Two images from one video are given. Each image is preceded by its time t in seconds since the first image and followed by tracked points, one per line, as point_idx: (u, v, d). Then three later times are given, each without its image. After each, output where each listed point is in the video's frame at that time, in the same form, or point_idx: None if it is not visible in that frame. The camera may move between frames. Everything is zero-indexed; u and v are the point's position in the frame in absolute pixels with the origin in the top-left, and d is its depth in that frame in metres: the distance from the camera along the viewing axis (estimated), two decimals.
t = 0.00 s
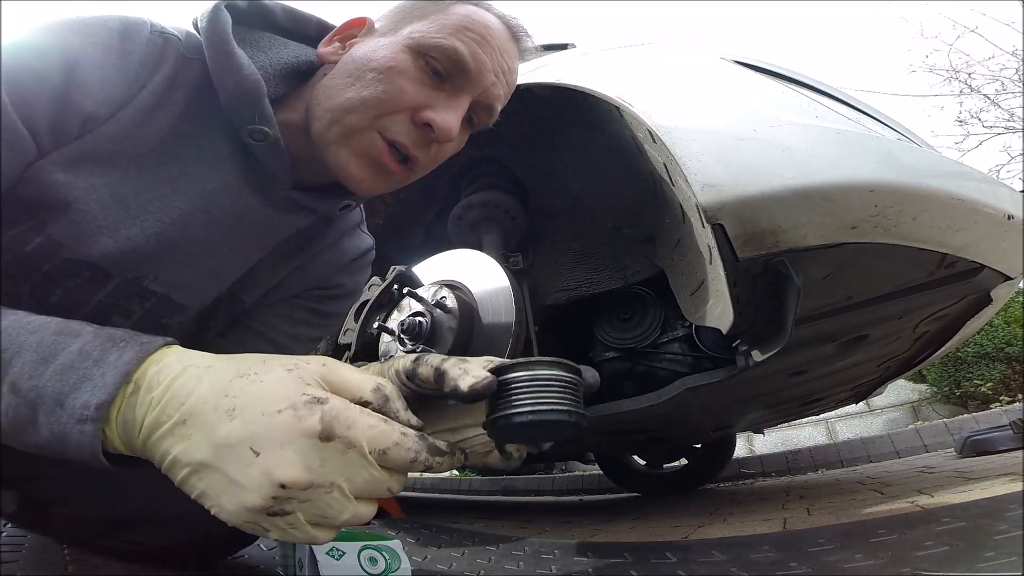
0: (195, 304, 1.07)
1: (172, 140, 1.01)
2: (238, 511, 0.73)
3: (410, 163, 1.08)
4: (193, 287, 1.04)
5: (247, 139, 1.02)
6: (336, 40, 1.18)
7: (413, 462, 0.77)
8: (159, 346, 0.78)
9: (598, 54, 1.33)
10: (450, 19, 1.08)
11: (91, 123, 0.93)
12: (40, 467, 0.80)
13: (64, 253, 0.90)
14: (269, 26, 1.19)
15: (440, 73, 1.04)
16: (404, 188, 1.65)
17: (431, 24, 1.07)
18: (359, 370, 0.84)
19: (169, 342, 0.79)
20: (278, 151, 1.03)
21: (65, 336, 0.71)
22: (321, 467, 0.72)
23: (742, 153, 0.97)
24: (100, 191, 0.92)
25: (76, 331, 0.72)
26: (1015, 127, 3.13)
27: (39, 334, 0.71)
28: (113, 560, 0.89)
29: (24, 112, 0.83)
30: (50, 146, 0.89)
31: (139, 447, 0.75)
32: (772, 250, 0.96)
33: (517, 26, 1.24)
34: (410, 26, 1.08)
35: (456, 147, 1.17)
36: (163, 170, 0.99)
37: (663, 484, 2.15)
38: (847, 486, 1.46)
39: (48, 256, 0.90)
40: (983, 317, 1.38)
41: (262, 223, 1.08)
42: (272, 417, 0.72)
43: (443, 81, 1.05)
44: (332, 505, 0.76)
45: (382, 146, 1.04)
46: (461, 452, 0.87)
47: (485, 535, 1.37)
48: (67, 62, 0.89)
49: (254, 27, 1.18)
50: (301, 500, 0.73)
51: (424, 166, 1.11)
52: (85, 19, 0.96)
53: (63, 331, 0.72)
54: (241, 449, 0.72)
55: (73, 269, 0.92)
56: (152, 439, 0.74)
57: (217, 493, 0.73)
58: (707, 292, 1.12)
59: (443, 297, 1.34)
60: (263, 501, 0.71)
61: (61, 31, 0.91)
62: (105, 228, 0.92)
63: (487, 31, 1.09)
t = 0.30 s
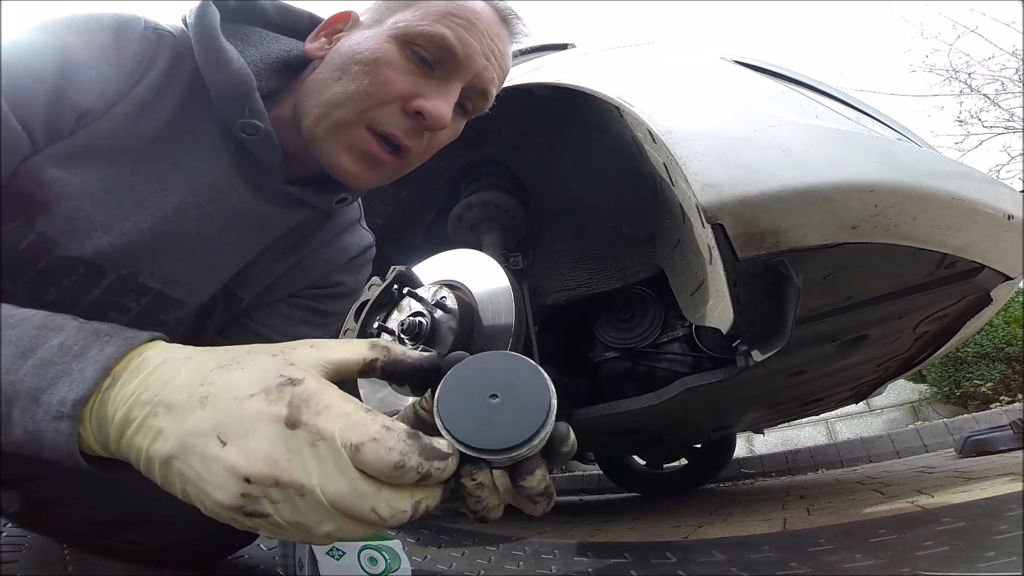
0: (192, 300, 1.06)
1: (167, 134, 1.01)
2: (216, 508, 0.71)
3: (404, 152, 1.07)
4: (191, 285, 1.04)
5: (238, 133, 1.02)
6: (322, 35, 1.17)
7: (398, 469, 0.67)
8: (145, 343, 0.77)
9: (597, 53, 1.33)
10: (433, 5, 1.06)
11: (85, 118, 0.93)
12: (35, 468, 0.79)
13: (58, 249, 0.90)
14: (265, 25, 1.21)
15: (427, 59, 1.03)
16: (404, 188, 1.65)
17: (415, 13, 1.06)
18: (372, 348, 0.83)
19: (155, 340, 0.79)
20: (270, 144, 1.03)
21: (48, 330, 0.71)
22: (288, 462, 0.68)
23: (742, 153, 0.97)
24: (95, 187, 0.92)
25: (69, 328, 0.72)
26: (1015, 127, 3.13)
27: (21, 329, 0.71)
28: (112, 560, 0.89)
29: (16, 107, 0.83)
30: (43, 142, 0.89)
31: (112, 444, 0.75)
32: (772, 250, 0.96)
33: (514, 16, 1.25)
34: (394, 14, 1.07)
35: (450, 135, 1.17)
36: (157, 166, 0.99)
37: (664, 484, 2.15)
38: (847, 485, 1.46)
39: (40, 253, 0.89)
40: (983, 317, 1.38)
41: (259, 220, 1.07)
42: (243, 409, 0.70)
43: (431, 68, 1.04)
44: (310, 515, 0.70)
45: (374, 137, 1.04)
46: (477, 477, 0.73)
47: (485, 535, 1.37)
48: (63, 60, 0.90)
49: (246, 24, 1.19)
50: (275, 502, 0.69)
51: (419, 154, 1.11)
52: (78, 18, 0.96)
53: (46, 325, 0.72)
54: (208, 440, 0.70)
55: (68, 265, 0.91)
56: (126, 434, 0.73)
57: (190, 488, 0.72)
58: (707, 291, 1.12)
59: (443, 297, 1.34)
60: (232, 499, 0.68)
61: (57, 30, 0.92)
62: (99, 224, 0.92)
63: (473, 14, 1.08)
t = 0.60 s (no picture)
0: (192, 301, 1.06)
1: (170, 135, 1.00)
2: (196, 485, 0.60)
3: (402, 156, 1.07)
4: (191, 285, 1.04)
5: (244, 136, 1.02)
6: (331, 38, 1.17)
7: (414, 371, 0.64)
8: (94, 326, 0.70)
9: (598, 54, 1.33)
10: (439, 12, 1.07)
11: (86, 119, 0.93)
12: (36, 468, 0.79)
13: (59, 252, 0.90)
14: (267, 25, 1.21)
15: (429, 64, 1.03)
16: (404, 188, 1.65)
17: (420, 18, 1.06)
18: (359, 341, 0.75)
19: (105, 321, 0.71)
20: (274, 147, 1.03)
21: None
22: (285, 399, 0.58)
23: (742, 153, 0.97)
24: (96, 188, 0.92)
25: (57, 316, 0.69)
26: (1015, 127, 3.13)
27: None
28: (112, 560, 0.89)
29: (18, 108, 0.83)
30: (45, 142, 0.89)
31: (45, 436, 0.65)
32: (772, 249, 0.96)
33: (516, 21, 1.25)
34: (400, 20, 1.08)
35: (450, 139, 1.17)
36: (159, 166, 0.99)
37: (663, 484, 2.15)
38: (847, 485, 1.46)
39: (43, 255, 0.89)
40: (983, 317, 1.38)
41: (258, 220, 1.07)
42: (219, 353, 0.60)
43: (433, 73, 1.04)
44: (322, 475, 0.60)
45: (372, 140, 1.04)
46: (479, 406, 0.70)
47: (485, 535, 1.37)
48: (64, 59, 0.89)
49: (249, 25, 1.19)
50: (275, 461, 0.59)
51: (417, 158, 1.10)
52: (81, 19, 0.96)
53: None
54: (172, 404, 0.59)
55: (69, 268, 0.91)
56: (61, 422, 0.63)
57: (153, 473, 0.61)
58: (707, 292, 1.12)
59: (443, 297, 1.35)
60: (223, 467, 0.58)
61: (60, 31, 0.91)
62: (102, 226, 0.92)
63: (477, 22, 1.08)
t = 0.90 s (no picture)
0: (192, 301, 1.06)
1: (169, 135, 1.00)
2: (138, 425, 0.56)
3: (399, 156, 1.06)
4: (191, 285, 1.04)
5: (243, 137, 1.02)
6: (331, 38, 1.18)
7: (387, 331, 0.65)
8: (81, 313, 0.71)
9: (598, 53, 1.33)
10: (440, 14, 1.07)
11: (86, 119, 0.92)
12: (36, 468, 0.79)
13: (58, 252, 0.90)
14: (267, 25, 1.20)
15: (428, 65, 1.03)
16: (404, 188, 1.65)
17: (421, 20, 1.06)
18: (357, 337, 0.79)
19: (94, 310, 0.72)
20: (273, 147, 1.03)
21: None
22: (253, 312, 0.58)
23: (743, 153, 0.97)
24: (96, 190, 0.92)
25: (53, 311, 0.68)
26: (1014, 127, 3.14)
27: None
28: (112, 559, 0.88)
29: (19, 110, 0.83)
30: (44, 142, 0.89)
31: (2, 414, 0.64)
32: (772, 250, 0.97)
33: (516, 22, 1.25)
34: (401, 22, 1.08)
35: (450, 140, 1.17)
36: (159, 167, 0.99)
37: (663, 484, 2.15)
38: (847, 485, 1.46)
39: (43, 255, 0.89)
40: (983, 317, 1.38)
41: (257, 218, 1.07)
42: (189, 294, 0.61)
43: (432, 74, 1.04)
44: (286, 407, 0.58)
45: (370, 139, 1.04)
46: (451, 390, 0.69)
47: (485, 535, 1.37)
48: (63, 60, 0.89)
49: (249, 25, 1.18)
50: (231, 384, 0.56)
51: (416, 158, 1.10)
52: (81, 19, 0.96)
53: None
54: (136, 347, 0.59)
55: (70, 268, 0.91)
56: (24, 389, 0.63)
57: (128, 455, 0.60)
58: (706, 292, 1.12)
59: (443, 297, 1.27)
60: (172, 383, 0.55)
61: (60, 30, 0.91)
62: (103, 226, 0.92)
63: (477, 24, 1.08)
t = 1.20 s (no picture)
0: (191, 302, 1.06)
1: (167, 133, 1.00)
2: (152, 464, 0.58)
3: (402, 155, 1.06)
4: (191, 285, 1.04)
5: (242, 134, 1.02)
6: (330, 37, 1.19)
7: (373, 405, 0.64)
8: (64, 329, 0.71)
9: (597, 53, 1.33)
10: (441, 12, 1.07)
11: (83, 118, 0.93)
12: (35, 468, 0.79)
13: (58, 250, 0.90)
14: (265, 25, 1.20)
15: (431, 63, 1.03)
16: (404, 188, 1.65)
17: (423, 18, 1.07)
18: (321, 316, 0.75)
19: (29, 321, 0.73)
20: (272, 146, 1.03)
21: None
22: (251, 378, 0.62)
23: (742, 153, 0.97)
24: (94, 188, 0.92)
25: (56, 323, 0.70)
26: (1014, 127, 3.14)
27: None
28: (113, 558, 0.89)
29: (17, 109, 0.83)
30: (43, 141, 0.89)
31: None
32: (772, 250, 0.97)
33: (518, 22, 1.25)
34: (401, 20, 1.08)
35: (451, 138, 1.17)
36: (157, 165, 0.98)
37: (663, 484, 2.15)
38: (847, 485, 1.46)
39: (42, 254, 0.89)
40: (983, 317, 1.38)
41: (257, 217, 1.07)
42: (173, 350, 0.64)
43: (433, 73, 1.04)
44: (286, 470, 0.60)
45: (373, 137, 1.03)
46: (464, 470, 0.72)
47: (485, 534, 1.37)
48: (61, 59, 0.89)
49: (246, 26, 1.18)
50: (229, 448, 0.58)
51: (418, 157, 1.10)
52: (79, 18, 0.96)
53: None
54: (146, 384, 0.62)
55: (70, 267, 0.91)
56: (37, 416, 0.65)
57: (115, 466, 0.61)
58: (706, 292, 1.12)
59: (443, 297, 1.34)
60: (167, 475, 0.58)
61: (59, 31, 0.92)
62: (101, 224, 0.92)
63: (478, 23, 1.08)
